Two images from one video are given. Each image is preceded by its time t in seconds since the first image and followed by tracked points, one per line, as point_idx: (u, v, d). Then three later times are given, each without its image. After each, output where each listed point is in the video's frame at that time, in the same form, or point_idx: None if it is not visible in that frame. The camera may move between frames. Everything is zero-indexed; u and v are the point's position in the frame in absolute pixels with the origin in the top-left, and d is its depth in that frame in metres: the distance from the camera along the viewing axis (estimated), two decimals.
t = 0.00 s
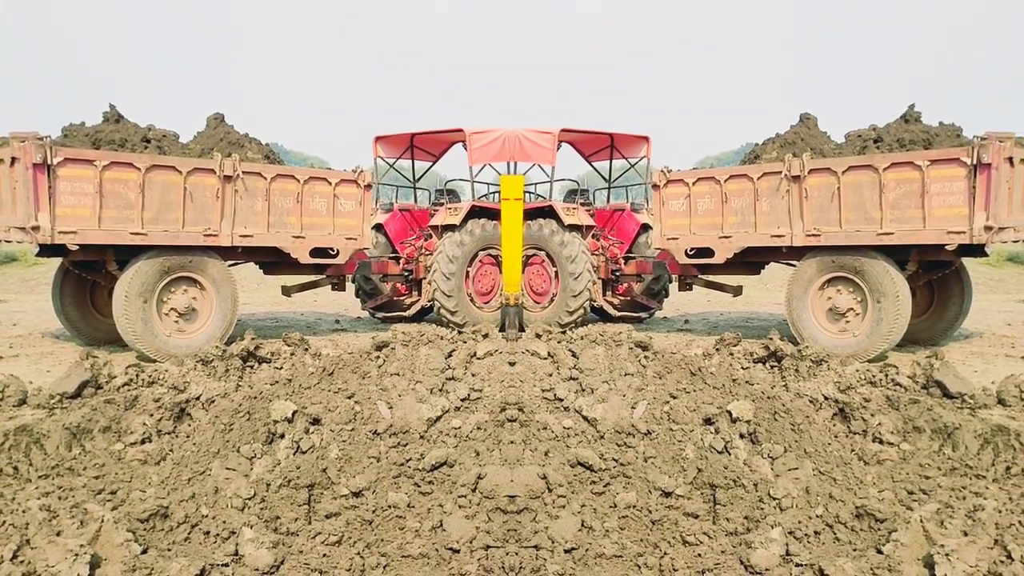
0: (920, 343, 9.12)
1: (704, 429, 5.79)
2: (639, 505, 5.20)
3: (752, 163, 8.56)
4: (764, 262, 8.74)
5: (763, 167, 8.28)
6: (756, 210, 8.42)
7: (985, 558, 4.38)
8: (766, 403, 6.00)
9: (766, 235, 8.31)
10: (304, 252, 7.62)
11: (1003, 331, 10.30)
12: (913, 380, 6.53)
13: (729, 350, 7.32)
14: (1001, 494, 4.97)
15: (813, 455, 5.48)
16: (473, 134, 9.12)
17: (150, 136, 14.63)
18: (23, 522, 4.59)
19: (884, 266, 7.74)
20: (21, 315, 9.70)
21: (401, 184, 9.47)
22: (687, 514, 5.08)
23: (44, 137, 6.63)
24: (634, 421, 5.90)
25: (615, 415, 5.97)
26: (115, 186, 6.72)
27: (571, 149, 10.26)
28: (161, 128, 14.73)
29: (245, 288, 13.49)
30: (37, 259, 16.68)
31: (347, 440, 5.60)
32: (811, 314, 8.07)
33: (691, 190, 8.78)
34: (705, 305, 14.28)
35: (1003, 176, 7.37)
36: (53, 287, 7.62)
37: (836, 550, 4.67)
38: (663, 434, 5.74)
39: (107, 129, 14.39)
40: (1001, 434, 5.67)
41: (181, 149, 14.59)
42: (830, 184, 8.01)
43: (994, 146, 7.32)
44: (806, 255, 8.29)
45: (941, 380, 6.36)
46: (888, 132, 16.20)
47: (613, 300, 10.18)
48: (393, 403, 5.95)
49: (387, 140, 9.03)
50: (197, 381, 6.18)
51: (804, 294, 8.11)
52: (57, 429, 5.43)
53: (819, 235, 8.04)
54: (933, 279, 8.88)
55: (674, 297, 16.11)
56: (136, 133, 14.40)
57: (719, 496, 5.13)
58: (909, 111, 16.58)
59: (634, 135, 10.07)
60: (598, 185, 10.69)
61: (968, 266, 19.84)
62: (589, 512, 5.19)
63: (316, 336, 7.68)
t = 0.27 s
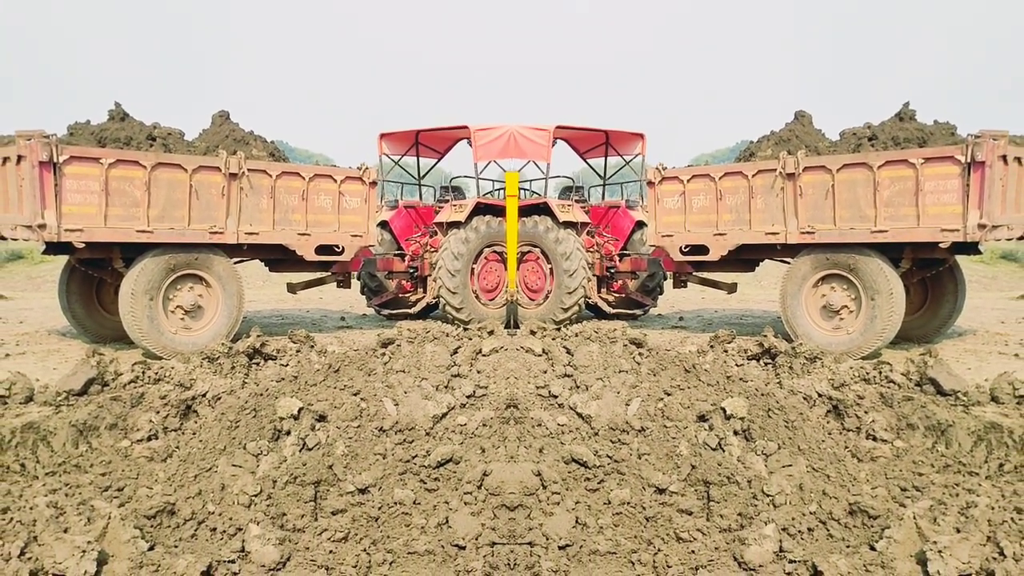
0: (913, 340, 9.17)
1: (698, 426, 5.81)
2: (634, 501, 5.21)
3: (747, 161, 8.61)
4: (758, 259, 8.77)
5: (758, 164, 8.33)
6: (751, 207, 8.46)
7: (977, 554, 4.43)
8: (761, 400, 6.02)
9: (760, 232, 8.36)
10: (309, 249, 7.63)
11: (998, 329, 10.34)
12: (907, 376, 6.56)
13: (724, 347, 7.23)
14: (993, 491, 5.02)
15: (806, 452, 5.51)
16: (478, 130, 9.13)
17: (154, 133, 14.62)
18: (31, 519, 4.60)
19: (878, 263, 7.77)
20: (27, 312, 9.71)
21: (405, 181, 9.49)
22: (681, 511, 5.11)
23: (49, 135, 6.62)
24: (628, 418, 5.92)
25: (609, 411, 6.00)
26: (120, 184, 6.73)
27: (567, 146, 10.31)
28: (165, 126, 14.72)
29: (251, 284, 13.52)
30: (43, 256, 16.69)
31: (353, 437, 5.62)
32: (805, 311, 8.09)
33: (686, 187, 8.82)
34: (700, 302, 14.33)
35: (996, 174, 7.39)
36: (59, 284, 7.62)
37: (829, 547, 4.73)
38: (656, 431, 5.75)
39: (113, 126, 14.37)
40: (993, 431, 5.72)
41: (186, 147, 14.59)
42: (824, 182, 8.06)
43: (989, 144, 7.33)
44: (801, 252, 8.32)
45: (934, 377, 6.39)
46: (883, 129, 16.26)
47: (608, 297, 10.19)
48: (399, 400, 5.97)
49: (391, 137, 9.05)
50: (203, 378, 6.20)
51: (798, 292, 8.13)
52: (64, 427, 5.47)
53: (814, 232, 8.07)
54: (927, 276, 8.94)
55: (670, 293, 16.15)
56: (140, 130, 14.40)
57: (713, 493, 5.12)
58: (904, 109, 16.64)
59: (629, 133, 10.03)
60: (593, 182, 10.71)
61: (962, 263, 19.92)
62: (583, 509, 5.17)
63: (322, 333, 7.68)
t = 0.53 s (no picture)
0: (907, 340, 9.21)
1: (693, 425, 5.80)
2: (629, 500, 5.22)
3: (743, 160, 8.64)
4: (753, 258, 8.81)
5: (754, 164, 8.37)
6: (747, 207, 8.48)
7: (971, 553, 4.42)
8: (756, 399, 5.95)
9: (756, 232, 8.40)
10: (313, 249, 7.64)
11: (993, 329, 10.38)
12: (902, 376, 6.60)
13: (719, 347, 7.35)
14: (988, 491, 5.05)
15: (802, 451, 5.48)
16: (482, 130, 9.17)
17: (159, 133, 14.63)
18: (37, 519, 4.61)
19: (873, 263, 7.80)
20: (34, 313, 9.72)
21: (409, 180, 9.53)
22: (676, 510, 5.12)
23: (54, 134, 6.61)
24: (624, 416, 5.95)
25: (605, 410, 6.02)
26: (125, 184, 6.74)
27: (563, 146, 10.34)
28: (170, 126, 14.72)
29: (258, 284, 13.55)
30: (49, 257, 16.66)
31: (358, 437, 5.62)
32: (801, 310, 8.13)
33: (682, 187, 8.81)
34: (696, 302, 14.37)
35: (991, 174, 7.42)
36: (65, 283, 7.62)
37: (824, 546, 4.75)
38: (652, 430, 5.78)
39: (118, 126, 14.35)
40: (987, 431, 5.77)
41: (191, 147, 14.58)
42: (820, 181, 8.08)
43: (984, 145, 7.34)
44: (796, 252, 8.35)
45: (929, 377, 6.42)
46: (878, 130, 16.32)
47: (604, 296, 10.24)
48: (403, 399, 5.99)
49: (396, 137, 9.04)
50: (208, 378, 6.20)
51: (794, 291, 8.17)
52: (69, 426, 5.49)
53: (810, 232, 8.11)
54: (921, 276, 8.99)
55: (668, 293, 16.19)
56: (145, 129, 14.40)
57: (708, 492, 5.15)
58: (899, 109, 16.69)
59: (625, 132, 10.02)
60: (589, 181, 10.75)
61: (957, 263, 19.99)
62: (576, 508, 5.21)
63: (326, 332, 7.68)
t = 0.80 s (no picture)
0: (905, 341, 9.24)
1: (691, 426, 5.77)
2: (626, 501, 5.24)
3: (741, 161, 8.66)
4: (751, 259, 8.83)
5: (752, 165, 8.38)
6: (745, 208, 8.49)
7: (968, 555, 4.35)
8: (753, 400, 5.96)
9: (754, 233, 8.39)
10: (315, 249, 7.65)
11: (989, 331, 10.40)
12: (900, 377, 6.63)
13: (716, 348, 7.42)
14: (985, 492, 4.96)
15: (799, 452, 5.47)
16: (483, 130, 9.17)
17: (162, 134, 14.65)
18: (40, 520, 4.61)
19: (871, 264, 7.79)
20: (37, 314, 9.73)
21: (411, 181, 9.55)
22: (674, 511, 5.13)
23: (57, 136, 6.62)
24: (622, 417, 5.92)
25: (603, 411, 6.01)
26: (127, 186, 6.74)
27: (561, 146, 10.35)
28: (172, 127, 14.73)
29: (260, 285, 13.57)
30: (51, 258, 16.63)
31: (360, 437, 5.62)
32: (798, 312, 8.14)
33: (680, 187, 8.83)
34: (693, 303, 14.40)
35: (989, 176, 7.43)
36: (67, 285, 7.61)
37: (820, 547, 4.69)
38: (649, 430, 5.75)
39: (120, 127, 14.35)
40: (985, 432, 5.76)
41: (193, 148, 14.58)
42: (817, 182, 8.09)
43: (981, 146, 7.36)
44: (795, 252, 8.33)
45: (926, 377, 6.44)
46: (876, 130, 16.34)
47: (602, 297, 10.27)
48: (405, 400, 5.99)
49: (398, 137, 9.05)
50: (211, 379, 6.21)
51: (791, 292, 8.18)
52: (72, 427, 5.50)
53: (807, 233, 8.11)
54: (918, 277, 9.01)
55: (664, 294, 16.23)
56: (148, 131, 14.40)
57: (705, 492, 5.15)
58: (897, 111, 16.71)
59: (623, 133, 10.05)
60: (587, 181, 10.80)
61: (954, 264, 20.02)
62: (573, 509, 5.22)
63: (329, 333, 7.70)
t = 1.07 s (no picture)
0: (903, 343, 9.23)
1: (688, 426, 5.78)
2: (624, 501, 5.21)
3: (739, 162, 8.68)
4: (749, 259, 8.83)
5: (749, 166, 8.40)
6: (743, 208, 8.52)
7: (966, 556, 4.33)
8: (752, 400, 6.01)
9: (752, 234, 8.42)
10: (317, 250, 7.66)
11: (986, 331, 10.42)
12: (897, 378, 6.64)
13: (715, 349, 7.43)
14: (982, 492, 4.97)
15: (797, 453, 5.49)
16: (485, 131, 9.16)
17: (163, 136, 14.67)
18: (43, 520, 4.60)
19: (868, 265, 7.80)
20: (39, 315, 9.74)
21: (414, 182, 9.57)
22: (672, 511, 5.09)
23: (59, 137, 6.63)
24: (619, 417, 5.96)
25: (600, 411, 6.05)
26: (129, 187, 6.75)
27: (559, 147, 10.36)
28: (174, 129, 14.76)
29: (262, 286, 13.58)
30: (53, 260, 16.67)
31: (362, 437, 5.64)
32: (796, 313, 8.15)
33: (678, 188, 8.86)
34: (690, 303, 14.43)
35: (986, 177, 7.42)
36: (70, 287, 7.60)
37: (819, 547, 4.68)
38: (648, 431, 5.75)
39: (122, 129, 14.37)
40: (982, 433, 5.79)
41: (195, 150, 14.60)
42: (815, 183, 8.11)
43: (979, 147, 7.36)
44: (792, 253, 8.36)
45: (924, 378, 6.46)
46: (874, 132, 16.38)
47: (599, 297, 10.28)
48: (407, 400, 6.00)
49: (400, 138, 9.06)
50: (213, 380, 6.22)
51: (789, 293, 8.19)
52: (75, 428, 5.50)
53: (805, 233, 8.12)
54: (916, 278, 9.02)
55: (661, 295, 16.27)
56: (150, 133, 14.42)
57: (703, 493, 5.12)
58: (894, 112, 16.74)
59: (621, 133, 10.06)
60: (585, 182, 10.83)
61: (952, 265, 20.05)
62: (571, 510, 5.18)
63: (331, 334, 7.71)
